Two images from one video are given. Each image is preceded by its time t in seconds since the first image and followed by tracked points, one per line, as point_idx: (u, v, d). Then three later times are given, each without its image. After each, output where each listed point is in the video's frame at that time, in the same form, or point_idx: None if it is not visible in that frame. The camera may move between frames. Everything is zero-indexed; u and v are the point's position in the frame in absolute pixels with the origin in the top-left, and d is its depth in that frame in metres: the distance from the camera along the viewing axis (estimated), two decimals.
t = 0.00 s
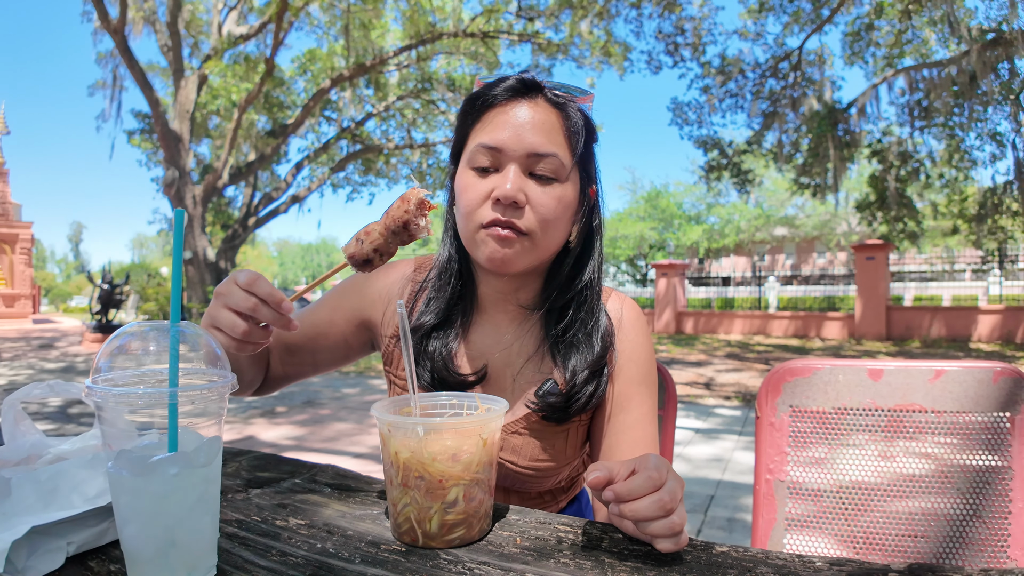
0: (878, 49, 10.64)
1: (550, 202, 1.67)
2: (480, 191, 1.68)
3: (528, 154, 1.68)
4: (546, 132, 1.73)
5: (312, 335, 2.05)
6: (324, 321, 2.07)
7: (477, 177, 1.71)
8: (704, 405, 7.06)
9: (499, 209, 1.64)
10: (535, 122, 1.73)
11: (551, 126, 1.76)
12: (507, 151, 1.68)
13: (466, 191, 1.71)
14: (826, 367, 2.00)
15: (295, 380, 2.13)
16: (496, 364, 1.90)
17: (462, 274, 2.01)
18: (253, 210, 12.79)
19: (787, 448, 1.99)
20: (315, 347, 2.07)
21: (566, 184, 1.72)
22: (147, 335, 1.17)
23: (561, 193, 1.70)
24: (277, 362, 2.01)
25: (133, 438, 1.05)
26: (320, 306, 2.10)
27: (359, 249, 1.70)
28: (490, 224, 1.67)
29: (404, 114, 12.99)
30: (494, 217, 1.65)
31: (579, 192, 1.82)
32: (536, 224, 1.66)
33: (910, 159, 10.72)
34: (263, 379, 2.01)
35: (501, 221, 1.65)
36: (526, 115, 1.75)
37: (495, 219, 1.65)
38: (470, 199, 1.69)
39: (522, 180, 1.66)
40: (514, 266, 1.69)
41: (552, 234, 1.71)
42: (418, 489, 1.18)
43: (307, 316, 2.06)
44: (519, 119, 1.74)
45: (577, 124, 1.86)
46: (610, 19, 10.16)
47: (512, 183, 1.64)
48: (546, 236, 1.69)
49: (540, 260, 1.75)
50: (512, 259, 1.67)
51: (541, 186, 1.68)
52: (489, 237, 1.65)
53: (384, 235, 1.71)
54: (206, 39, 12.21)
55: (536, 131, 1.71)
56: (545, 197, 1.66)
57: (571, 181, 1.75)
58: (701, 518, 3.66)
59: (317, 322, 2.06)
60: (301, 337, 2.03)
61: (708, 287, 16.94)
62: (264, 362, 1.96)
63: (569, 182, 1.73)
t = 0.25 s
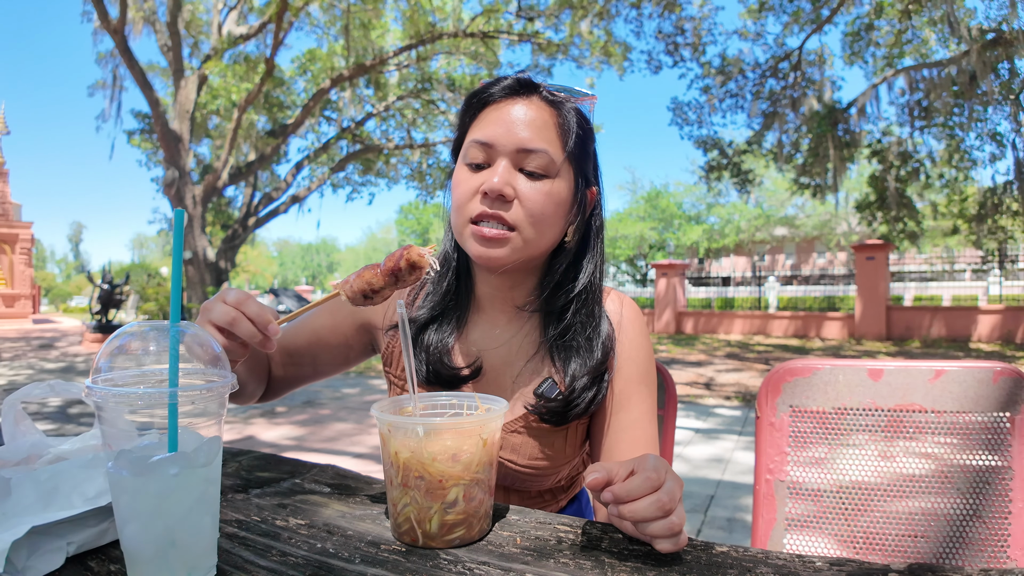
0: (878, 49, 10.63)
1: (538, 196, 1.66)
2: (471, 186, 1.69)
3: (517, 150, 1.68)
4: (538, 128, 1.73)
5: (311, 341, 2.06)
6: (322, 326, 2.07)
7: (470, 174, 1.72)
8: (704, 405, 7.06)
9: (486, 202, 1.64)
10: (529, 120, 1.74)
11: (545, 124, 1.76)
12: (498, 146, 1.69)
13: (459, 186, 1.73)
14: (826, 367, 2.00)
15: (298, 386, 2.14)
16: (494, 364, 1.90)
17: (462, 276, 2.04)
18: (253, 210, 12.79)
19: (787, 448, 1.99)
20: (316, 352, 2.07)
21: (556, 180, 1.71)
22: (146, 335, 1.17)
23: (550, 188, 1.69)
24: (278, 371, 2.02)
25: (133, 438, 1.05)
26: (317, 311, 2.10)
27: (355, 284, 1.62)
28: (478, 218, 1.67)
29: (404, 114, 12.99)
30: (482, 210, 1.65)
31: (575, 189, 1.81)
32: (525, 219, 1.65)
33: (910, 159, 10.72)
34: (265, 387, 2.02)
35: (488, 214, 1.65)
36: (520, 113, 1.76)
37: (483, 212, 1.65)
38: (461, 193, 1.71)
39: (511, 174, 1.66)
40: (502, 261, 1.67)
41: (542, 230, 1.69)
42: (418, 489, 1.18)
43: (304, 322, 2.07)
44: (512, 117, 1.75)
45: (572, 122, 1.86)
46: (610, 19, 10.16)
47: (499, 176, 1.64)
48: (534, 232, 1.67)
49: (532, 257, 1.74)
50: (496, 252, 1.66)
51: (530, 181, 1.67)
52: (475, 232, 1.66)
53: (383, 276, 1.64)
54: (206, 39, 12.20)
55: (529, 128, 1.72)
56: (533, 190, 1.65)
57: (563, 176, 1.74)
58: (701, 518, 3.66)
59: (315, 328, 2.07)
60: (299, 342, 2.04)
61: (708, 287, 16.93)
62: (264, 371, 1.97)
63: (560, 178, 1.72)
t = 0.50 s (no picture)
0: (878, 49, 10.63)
1: (531, 194, 1.65)
2: (466, 184, 1.70)
3: (511, 148, 1.68)
4: (535, 126, 1.73)
5: (309, 341, 2.06)
6: (321, 326, 2.08)
7: (467, 173, 1.73)
8: (704, 405, 7.07)
9: (479, 200, 1.65)
10: (527, 119, 1.74)
11: (542, 122, 1.76)
12: (493, 144, 1.70)
13: (456, 184, 1.75)
14: (826, 367, 2.00)
15: (296, 388, 2.14)
16: (492, 364, 1.90)
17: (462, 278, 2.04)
18: (253, 210, 12.78)
19: (787, 448, 1.99)
20: (313, 353, 2.08)
21: (551, 177, 1.71)
22: (146, 335, 1.17)
23: (544, 186, 1.68)
24: (274, 372, 2.02)
25: (134, 438, 1.05)
26: (317, 312, 2.12)
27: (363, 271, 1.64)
28: (472, 217, 1.68)
29: (404, 114, 12.99)
30: (475, 209, 1.66)
31: (573, 187, 1.81)
32: (517, 218, 1.65)
33: (910, 159, 10.73)
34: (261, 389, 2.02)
35: (481, 212, 1.66)
36: (518, 111, 1.76)
37: (477, 210, 1.66)
38: (457, 192, 1.72)
39: (504, 172, 1.66)
40: (490, 263, 1.68)
41: (535, 229, 1.69)
42: (418, 489, 1.18)
43: (303, 323, 2.08)
44: (509, 115, 1.75)
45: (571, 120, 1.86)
46: (610, 19, 10.16)
47: (492, 174, 1.65)
48: (526, 231, 1.67)
49: (527, 257, 1.74)
50: (488, 251, 1.66)
51: (523, 179, 1.67)
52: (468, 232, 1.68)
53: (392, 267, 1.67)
54: (206, 39, 12.20)
55: (525, 125, 1.72)
56: (525, 189, 1.65)
57: (559, 174, 1.73)
58: (701, 518, 3.66)
59: (313, 329, 2.08)
60: (294, 342, 2.04)
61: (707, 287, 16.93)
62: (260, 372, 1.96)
63: (555, 175, 1.72)
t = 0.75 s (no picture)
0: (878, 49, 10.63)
1: (518, 195, 1.66)
2: (457, 186, 1.74)
3: (499, 147, 1.69)
4: (525, 125, 1.74)
5: (305, 340, 2.06)
6: (319, 327, 2.07)
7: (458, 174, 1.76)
8: (704, 405, 7.06)
9: (468, 202, 1.68)
10: (519, 118, 1.75)
11: (533, 121, 1.76)
12: (481, 145, 1.71)
13: (449, 187, 1.78)
14: (826, 367, 2.00)
15: (290, 387, 2.14)
16: (494, 367, 1.91)
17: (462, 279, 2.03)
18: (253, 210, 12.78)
19: (787, 448, 1.99)
20: (309, 352, 2.08)
21: (540, 176, 1.71)
22: (146, 335, 1.18)
23: (531, 184, 1.69)
24: (267, 368, 2.03)
25: (134, 438, 1.05)
26: (316, 311, 2.11)
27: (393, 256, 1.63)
28: (464, 219, 1.72)
29: (404, 114, 13.00)
30: (465, 211, 1.70)
31: (565, 184, 1.80)
32: (505, 219, 1.66)
33: (910, 159, 10.74)
34: (254, 389, 2.04)
35: (469, 214, 1.69)
36: (509, 111, 1.77)
37: (466, 212, 1.69)
38: (450, 194, 1.76)
39: (491, 172, 1.68)
40: (481, 270, 1.71)
41: (525, 229, 1.69)
42: (418, 489, 1.18)
43: (302, 321, 2.08)
44: (500, 116, 1.76)
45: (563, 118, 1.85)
46: (610, 19, 10.17)
47: (480, 175, 1.67)
48: (515, 233, 1.68)
49: (519, 259, 1.74)
50: (476, 255, 1.69)
51: (510, 178, 1.68)
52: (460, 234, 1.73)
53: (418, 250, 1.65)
54: (206, 39, 12.20)
55: (514, 125, 1.73)
56: (512, 189, 1.66)
57: (548, 172, 1.73)
58: (701, 518, 3.66)
59: (311, 328, 2.07)
60: (289, 342, 2.05)
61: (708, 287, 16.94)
62: (252, 371, 1.98)
63: (544, 174, 1.72)
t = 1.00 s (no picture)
0: (878, 49, 10.64)
1: (506, 188, 1.67)
2: (448, 185, 1.76)
3: (487, 143, 1.71)
4: (514, 122, 1.75)
5: (302, 338, 2.05)
6: (317, 324, 2.07)
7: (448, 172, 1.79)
8: (704, 405, 7.06)
9: (459, 201, 1.70)
10: (510, 115, 1.76)
11: (524, 118, 1.77)
12: (470, 142, 1.73)
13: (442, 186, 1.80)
14: (826, 367, 2.00)
15: (281, 387, 2.12)
16: (497, 368, 1.91)
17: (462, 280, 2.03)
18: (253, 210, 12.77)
19: (787, 448, 1.99)
20: (305, 349, 2.07)
21: (528, 170, 1.71)
22: (146, 335, 1.18)
23: (518, 179, 1.70)
24: (259, 365, 2.00)
25: (134, 438, 1.06)
26: (313, 308, 2.11)
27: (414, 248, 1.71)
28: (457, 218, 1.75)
29: (404, 114, 13.00)
30: (457, 210, 1.72)
31: (557, 180, 1.80)
32: (492, 214, 1.69)
33: (910, 159, 10.74)
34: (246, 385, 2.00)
35: (462, 212, 1.71)
36: (497, 107, 1.78)
37: (456, 210, 1.72)
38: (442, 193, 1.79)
39: (479, 169, 1.69)
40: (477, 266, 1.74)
41: (514, 224, 1.71)
42: (418, 489, 1.18)
43: (298, 318, 2.07)
44: (489, 114, 1.77)
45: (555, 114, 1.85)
46: (610, 19, 10.17)
47: (469, 172, 1.69)
48: (505, 228, 1.70)
49: (512, 256, 1.75)
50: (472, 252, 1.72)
51: (498, 174, 1.69)
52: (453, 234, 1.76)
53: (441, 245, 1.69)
54: (206, 39, 12.19)
55: (502, 121, 1.74)
56: (502, 185, 1.68)
57: (538, 167, 1.74)
58: (701, 518, 3.66)
59: (308, 325, 2.07)
60: (285, 338, 2.03)
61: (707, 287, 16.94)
62: (246, 366, 1.96)
63: (533, 168, 1.72)
